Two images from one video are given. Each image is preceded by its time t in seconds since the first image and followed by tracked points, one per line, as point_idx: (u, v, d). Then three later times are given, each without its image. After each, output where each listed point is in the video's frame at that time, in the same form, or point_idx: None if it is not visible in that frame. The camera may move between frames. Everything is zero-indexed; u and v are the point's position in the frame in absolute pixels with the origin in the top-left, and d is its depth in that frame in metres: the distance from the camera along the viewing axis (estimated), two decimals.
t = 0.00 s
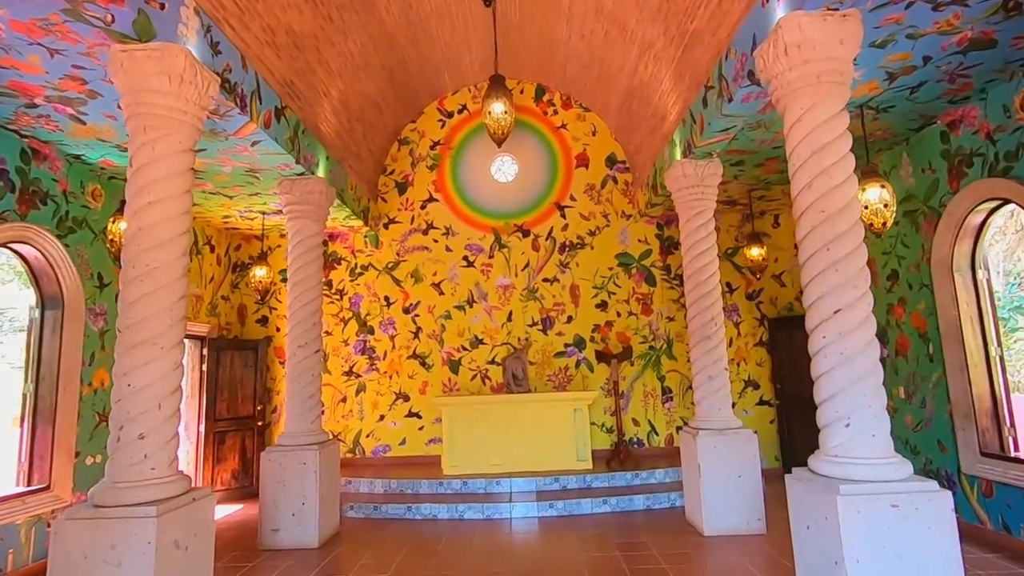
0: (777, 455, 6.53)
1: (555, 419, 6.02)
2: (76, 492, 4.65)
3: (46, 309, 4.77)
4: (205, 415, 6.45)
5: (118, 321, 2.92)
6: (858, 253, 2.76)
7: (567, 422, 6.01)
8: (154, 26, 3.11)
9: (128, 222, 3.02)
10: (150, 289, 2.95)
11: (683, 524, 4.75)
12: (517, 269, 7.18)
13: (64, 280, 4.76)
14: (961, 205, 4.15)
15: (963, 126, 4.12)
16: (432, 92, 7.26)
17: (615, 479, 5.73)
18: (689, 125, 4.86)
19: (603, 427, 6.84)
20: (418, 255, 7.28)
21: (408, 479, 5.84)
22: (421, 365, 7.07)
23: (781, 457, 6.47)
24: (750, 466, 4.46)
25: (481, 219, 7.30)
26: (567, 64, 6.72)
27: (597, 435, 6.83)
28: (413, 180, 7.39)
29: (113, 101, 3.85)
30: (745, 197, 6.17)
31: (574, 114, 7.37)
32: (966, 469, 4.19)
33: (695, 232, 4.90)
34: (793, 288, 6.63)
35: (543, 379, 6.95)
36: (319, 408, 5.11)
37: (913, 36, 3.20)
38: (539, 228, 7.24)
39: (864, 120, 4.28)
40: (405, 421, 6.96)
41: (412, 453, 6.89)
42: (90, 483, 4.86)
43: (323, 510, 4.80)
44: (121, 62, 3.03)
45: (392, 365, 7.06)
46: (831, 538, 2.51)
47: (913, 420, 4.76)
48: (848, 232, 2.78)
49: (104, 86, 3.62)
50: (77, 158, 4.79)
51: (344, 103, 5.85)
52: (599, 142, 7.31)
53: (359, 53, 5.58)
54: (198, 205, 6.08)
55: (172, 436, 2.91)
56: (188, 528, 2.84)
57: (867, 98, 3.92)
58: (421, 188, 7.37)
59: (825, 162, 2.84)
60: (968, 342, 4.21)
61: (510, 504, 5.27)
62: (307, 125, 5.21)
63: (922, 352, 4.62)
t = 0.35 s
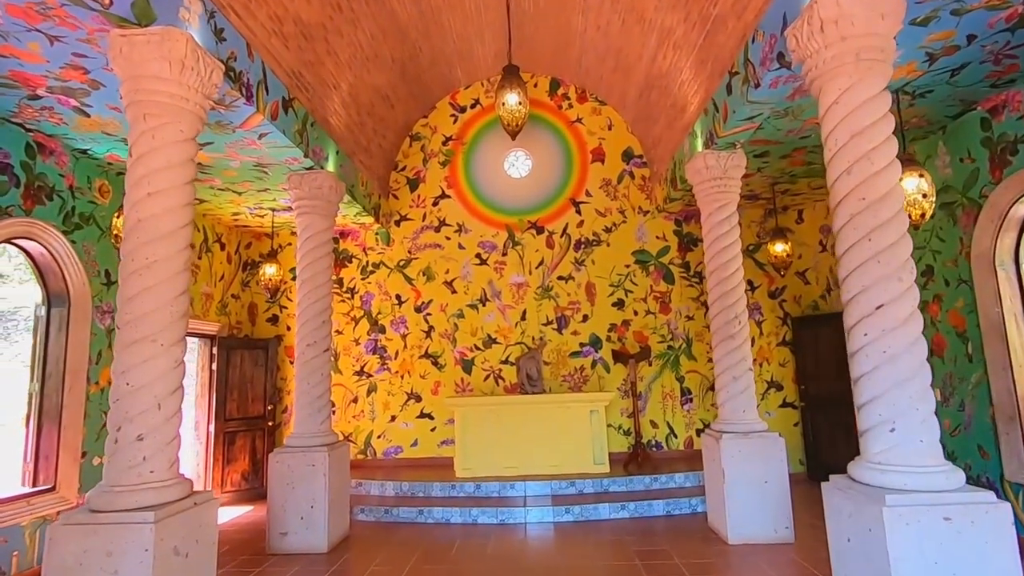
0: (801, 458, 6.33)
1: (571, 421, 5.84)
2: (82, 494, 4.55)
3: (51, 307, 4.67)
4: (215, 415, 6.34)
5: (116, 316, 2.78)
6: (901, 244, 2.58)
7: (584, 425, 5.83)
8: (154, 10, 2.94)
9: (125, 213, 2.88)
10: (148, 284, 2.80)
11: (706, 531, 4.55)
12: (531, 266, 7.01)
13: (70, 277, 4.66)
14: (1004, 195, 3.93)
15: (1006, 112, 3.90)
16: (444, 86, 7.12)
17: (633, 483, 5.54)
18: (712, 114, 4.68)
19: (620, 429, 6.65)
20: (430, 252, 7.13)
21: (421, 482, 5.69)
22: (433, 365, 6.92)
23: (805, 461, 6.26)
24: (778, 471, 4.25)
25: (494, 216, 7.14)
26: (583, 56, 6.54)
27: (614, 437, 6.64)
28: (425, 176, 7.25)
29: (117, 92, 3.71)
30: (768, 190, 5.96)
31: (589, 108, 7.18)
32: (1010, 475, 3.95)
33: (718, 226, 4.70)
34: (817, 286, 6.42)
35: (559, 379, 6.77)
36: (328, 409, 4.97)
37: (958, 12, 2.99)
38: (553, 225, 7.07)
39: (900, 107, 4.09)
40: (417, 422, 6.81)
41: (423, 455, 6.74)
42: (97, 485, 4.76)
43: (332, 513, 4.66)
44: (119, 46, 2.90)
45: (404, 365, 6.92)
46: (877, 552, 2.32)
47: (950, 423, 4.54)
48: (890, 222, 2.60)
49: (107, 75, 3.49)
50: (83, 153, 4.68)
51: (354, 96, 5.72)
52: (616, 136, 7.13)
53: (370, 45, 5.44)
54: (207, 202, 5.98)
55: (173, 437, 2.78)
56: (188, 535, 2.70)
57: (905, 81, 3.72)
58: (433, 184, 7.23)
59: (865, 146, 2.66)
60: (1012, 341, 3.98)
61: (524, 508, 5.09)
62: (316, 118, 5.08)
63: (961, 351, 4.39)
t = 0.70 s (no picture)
0: (821, 464, 6.18)
1: (582, 427, 5.66)
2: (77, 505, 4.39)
3: (45, 312, 4.52)
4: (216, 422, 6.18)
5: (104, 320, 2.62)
6: (944, 239, 2.40)
7: (596, 431, 5.64)
8: None
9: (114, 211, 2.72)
10: (137, 287, 2.63)
11: (725, 544, 4.35)
12: (540, 268, 6.84)
13: (65, 281, 4.51)
14: None
15: None
16: (450, 84, 6.96)
17: (647, 492, 5.35)
18: (729, 108, 4.50)
19: (632, 435, 6.46)
20: (436, 254, 6.97)
21: (428, 491, 5.51)
22: (440, 369, 6.75)
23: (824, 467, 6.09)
24: (801, 481, 4.06)
25: (501, 217, 6.97)
26: (593, 52, 6.38)
27: (626, 443, 6.45)
28: (430, 177, 7.09)
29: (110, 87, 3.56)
30: (785, 188, 5.78)
31: (598, 105, 7.01)
32: None
33: (735, 225, 4.51)
34: (835, 287, 6.24)
35: (568, 384, 6.59)
36: (332, 416, 4.80)
37: None
38: (562, 226, 6.90)
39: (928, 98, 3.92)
40: (423, 428, 6.64)
41: (430, 462, 6.57)
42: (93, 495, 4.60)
43: (336, 525, 4.49)
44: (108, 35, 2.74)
45: (410, 370, 6.76)
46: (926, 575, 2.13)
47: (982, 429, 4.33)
48: (931, 216, 2.42)
49: (99, 69, 3.33)
50: (79, 152, 4.53)
51: (358, 94, 5.57)
52: (625, 134, 6.96)
53: (374, 42, 5.29)
54: (207, 203, 5.83)
55: (165, 448, 2.61)
56: (179, 553, 2.53)
57: (934, 70, 3.55)
58: (439, 185, 7.07)
59: (902, 136, 2.49)
60: None
61: (535, 518, 4.91)
62: (318, 116, 4.93)
63: (992, 354, 4.20)
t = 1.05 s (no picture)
0: (824, 467, 6.05)
1: (579, 431, 5.49)
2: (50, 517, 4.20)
3: (17, 315, 4.32)
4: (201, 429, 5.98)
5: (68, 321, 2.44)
6: (965, 228, 2.25)
7: (593, 435, 5.48)
8: None
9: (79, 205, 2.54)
10: (103, 285, 2.45)
11: (729, 551, 4.19)
12: (534, 267, 6.68)
13: (38, 283, 4.32)
14: None
15: None
16: (442, 81, 6.80)
17: (646, 497, 5.19)
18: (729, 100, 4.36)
19: (630, 438, 6.30)
20: (429, 254, 6.80)
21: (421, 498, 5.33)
22: (433, 373, 6.57)
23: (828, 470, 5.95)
24: (807, 485, 3.91)
25: (495, 216, 6.81)
26: (587, 46, 6.23)
27: (625, 448, 6.29)
28: (422, 175, 6.93)
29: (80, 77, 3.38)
30: (785, 184, 5.65)
31: (593, 102, 6.87)
32: None
33: (736, 221, 4.36)
34: (835, 286, 6.12)
35: (565, 386, 6.43)
36: (319, 422, 4.62)
37: None
38: (557, 225, 6.74)
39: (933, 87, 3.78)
40: (416, 433, 6.46)
41: (423, 468, 6.39)
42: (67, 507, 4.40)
43: (324, 535, 4.31)
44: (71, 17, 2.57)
45: (402, 373, 6.58)
46: None
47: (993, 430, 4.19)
48: (951, 204, 2.27)
49: (67, 58, 3.16)
50: (52, 148, 4.35)
51: (346, 89, 5.39)
52: (621, 131, 6.81)
53: (362, 35, 5.12)
54: (191, 203, 5.65)
55: (133, 459, 2.43)
56: (148, 571, 2.34)
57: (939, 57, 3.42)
58: (431, 184, 6.90)
59: (920, 119, 2.34)
60: None
61: (530, 526, 4.73)
62: (304, 110, 4.76)
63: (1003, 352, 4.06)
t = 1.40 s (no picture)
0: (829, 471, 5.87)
1: (575, 434, 5.30)
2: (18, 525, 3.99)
3: None
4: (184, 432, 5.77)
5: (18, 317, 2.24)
6: (995, 215, 2.05)
7: (590, 438, 5.29)
8: None
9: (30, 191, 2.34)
10: (54, 278, 2.25)
11: (731, 560, 4.00)
12: (530, 264, 6.49)
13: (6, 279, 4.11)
14: None
15: None
16: (434, 73, 6.60)
17: (645, 503, 5.00)
18: (732, 88, 4.17)
19: (628, 441, 6.10)
20: (421, 251, 6.60)
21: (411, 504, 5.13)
22: (425, 374, 6.37)
23: (832, 474, 5.77)
24: (814, 491, 3.71)
25: (489, 212, 6.61)
26: (584, 36, 6.04)
27: (623, 451, 6.09)
28: (414, 170, 6.72)
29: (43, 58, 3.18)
30: (788, 179, 5.46)
31: (590, 95, 6.68)
32: None
33: (739, 214, 4.17)
34: (839, 285, 5.94)
35: (561, 388, 6.23)
36: (304, 425, 4.41)
37: None
38: (553, 221, 6.55)
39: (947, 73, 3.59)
40: (407, 435, 6.26)
41: (414, 472, 6.19)
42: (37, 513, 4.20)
43: (307, 544, 4.10)
44: None
45: (393, 374, 6.38)
46: None
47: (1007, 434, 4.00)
48: (978, 189, 2.07)
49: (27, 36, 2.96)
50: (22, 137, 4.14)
51: (333, 78, 5.19)
52: (619, 124, 6.62)
53: (350, 21, 4.92)
54: (173, 197, 5.44)
55: (86, 468, 2.22)
56: None
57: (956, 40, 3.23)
58: (423, 178, 6.70)
59: (943, 98, 2.14)
60: None
61: (525, 534, 4.54)
62: (288, 99, 4.56)
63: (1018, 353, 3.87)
